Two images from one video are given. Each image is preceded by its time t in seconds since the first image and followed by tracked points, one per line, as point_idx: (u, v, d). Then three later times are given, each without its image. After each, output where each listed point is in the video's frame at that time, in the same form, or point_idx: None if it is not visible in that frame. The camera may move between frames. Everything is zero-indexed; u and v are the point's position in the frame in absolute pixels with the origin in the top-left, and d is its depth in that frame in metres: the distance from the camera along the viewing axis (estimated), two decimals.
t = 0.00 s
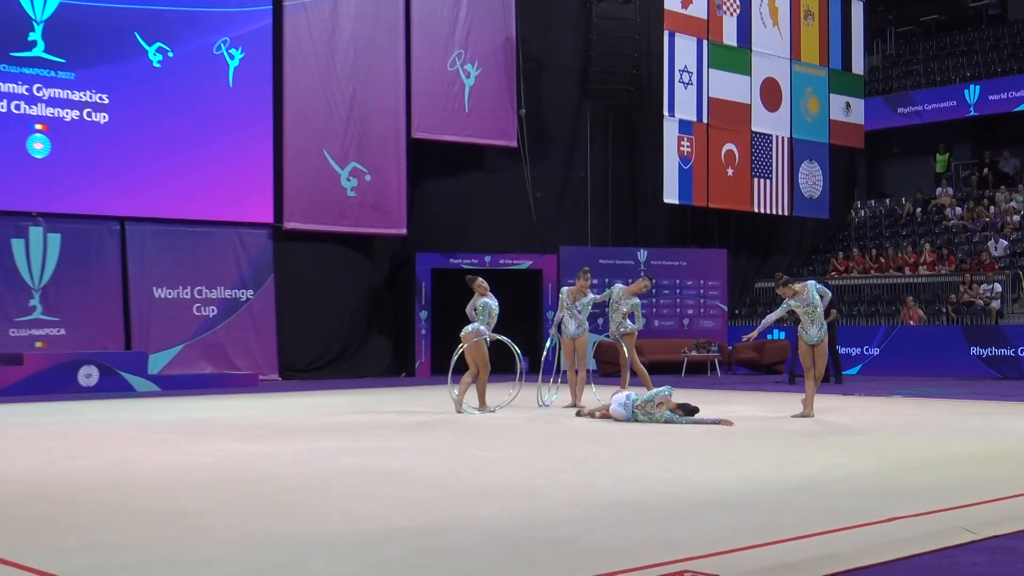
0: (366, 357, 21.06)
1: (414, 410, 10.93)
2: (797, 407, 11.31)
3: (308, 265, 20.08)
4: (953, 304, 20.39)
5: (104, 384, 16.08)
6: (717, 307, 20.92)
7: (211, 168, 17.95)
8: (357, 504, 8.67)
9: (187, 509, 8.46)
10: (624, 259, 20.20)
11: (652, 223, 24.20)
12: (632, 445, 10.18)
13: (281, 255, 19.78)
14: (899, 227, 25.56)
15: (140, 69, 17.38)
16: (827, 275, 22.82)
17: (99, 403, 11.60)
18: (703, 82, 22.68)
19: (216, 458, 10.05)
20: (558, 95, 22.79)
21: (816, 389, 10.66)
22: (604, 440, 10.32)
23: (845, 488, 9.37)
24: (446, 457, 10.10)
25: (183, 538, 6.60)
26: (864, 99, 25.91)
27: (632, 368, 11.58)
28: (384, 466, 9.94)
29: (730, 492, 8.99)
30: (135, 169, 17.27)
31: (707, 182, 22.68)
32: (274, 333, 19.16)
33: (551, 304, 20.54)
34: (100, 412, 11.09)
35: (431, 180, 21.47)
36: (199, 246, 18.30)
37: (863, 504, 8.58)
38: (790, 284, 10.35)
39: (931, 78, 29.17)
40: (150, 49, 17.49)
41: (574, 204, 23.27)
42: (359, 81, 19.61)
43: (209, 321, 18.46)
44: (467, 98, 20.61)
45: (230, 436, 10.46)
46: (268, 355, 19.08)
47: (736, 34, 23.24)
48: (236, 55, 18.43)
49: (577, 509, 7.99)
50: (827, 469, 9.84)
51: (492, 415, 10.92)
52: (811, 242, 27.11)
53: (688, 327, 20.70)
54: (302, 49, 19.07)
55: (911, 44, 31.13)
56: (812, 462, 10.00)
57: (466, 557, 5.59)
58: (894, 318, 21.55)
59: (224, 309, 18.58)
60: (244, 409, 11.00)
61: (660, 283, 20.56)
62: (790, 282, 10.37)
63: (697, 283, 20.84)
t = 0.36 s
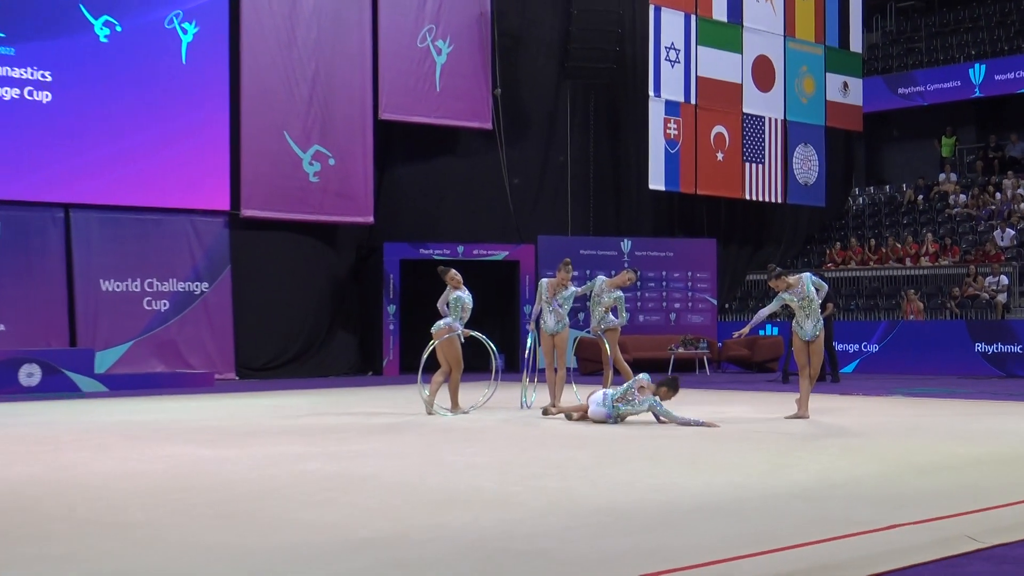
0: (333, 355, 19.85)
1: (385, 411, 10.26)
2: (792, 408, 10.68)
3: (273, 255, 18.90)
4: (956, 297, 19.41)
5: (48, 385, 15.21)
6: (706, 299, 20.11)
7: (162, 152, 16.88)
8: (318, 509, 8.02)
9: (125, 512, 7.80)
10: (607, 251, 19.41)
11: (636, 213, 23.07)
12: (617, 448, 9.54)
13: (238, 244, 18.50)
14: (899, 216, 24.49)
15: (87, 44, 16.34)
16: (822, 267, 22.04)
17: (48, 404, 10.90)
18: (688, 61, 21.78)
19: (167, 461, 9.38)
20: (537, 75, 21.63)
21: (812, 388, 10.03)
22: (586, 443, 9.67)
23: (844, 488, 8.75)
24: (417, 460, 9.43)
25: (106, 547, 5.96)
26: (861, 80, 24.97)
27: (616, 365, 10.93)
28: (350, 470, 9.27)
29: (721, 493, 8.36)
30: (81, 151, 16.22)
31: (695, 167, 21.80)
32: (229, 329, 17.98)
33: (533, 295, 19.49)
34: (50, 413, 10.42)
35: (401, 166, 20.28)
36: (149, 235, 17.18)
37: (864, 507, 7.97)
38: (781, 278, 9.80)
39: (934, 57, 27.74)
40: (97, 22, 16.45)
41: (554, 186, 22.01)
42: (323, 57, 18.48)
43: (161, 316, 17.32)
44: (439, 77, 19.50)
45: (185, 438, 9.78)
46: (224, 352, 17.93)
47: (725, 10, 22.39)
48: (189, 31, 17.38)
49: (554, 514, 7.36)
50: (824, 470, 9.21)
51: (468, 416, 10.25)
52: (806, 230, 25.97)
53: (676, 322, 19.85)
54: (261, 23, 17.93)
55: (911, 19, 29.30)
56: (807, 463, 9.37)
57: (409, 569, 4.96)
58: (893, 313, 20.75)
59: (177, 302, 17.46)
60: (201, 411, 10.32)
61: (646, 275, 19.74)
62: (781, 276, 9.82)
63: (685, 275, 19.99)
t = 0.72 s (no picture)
0: (303, 358, 18.41)
1: (362, 417, 9.61)
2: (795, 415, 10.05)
3: (240, 247, 17.53)
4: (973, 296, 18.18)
5: None
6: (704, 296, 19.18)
7: (118, 140, 15.76)
8: (284, 516, 7.38)
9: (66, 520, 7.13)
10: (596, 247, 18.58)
11: (631, 206, 21.65)
12: (609, 457, 8.89)
13: (203, 239, 17.17)
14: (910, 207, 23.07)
15: (40, 25, 15.29)
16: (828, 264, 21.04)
17: (4, 411, 10.21)
18: (687, 44, 20.67)
19: (123, 469, 8.70)
20: (521, 57, 20.24)
21: (818, 395, 9.45)
22: (577, 450, 9.03)
23: (852, 492, 8.13)
24: (394, 468, 8.79)
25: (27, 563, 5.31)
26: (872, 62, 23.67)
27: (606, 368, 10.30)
28: (322, 477, 8.63)
29: (721, 501, 7.73)
30: (32, 138, 15.17)
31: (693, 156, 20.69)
32: (193, 330, 16.73)
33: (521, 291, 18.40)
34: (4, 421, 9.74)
35: (375, 152, 18.88)
36: (105, 229, 16.03)
37: (875, 513, 7.34)
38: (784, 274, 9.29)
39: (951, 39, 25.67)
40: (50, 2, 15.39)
41: (540, 176, 20.63)
42: (293, 38, 17.34)
43: (119, 317, 16.10)
44: (417, 59, 18.34)
45: (144, 446, 9.10)
46: (186, 355, 16.68)
47: None
48: (150, 10, 16.24)
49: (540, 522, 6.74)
50: (832, 474, 8.59)
51: (451, 423, 9.61)
52: (812, 226, 24.64)
53: (672, 323, 18.90)
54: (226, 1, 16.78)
55: None
56: (813, 467, 8.75)
57: None
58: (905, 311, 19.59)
59: (136, 302, 16.25)
60: (165, 419, 9.63)
61: (640, 272, 18.82)
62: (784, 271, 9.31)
63: (681, 272, 19.08)
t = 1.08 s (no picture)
0: (277, 363, 17.67)
1: (341, 425, 8.99)
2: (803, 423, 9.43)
3: (206, 249, 16.80)
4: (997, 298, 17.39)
5: None
6: (704, 296, 18.22)
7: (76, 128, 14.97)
8: (250, 530, 6.76)
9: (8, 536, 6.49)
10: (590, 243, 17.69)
11: (627, 201, 20.78)
12: (605, 469, 8.25)
13: (167, 232, 16.50)
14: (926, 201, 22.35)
15: None
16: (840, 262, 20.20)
17: None
18: (688, 27, 19.63)
19: (79, 480, 8.05)
20: (511, 47, 19.51)
21: (828, 404, 8.85)
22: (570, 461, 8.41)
23: (868, 503, 7.52)
24: (373, 480, 8.17)
25: None
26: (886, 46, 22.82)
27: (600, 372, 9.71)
28: (295, 490, 8.00)
29: (725, 514, 7.12)
30: None
31: (694, 145, 19.63)
32: (156, 333, 15.94)
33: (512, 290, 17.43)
34: None
35: (352, 145, 18.11)
36: (63, 225, 15.28)
37: (894, 525, 6.73)
38: (791, 272, 8.83)
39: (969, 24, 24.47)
40: None
41: (531, 168, 19.76)
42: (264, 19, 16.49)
43: (78, 318, 15.34)
44: (399, 43, 17.45)
45: (104, 457, 8.45)
46: (149, 360, 15.88)
47: None
48: None
49: (527, 537, 6.13)
50: (844, 485, 7.98)
51: (436, 433, 8.99)
52: (822, 222, 23.77)
53: (671, 326, 17.93)
54: None
55: None
56: (824, 479, 8.13)
57: None
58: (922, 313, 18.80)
59: (96, 302, 15.49)
60: (127, 429, 8.98)
61: (637, 271, 17.88)
62: (791, 268, 8.85)
63: (682, 272, 18.13)
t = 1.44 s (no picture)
0: (251, 366, 16.81)
1: (322, 435, 8.42)
2: (815, 434, 8.88)
3: (176, 247, 16.05)
4: None
5: None
6: (709, 296, 17.41)
7: (33, 117, 14.35)
8: (212, 546, 6.17)
9: None
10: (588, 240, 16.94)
11: (627, 193, 19.70)
12: (604, 482, 7.67)
13: (133, 229, 15.75)
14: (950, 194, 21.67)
15: None
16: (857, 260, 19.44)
17: None
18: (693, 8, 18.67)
19: (33, 493, 7.46)
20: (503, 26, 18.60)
21: (842, 412, 8.31)
22: (567, 472, 7.85)
23: (891, 516, 6.97)
24: (354, 494, 7.60)
25: None
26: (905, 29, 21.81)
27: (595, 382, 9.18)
28: (271, 505, 7.44)
29: (737, 528, 6.56)
30: None
31: (698, 137, 18.65)
32: (122, 336, 15.28)
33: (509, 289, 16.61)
34: None
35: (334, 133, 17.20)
36: (20, 221, 14.69)
37: (923, 541, 6.19)
38: (804, 271, 8.26)
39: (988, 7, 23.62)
40: None
41: (524, 157, 18.77)
42: None
43: (36, 320, 14.73)
44: (381, 24, 16.62)
45: (63, 470, 7.86)
46: (113, 365, 15.25)
47: None
48: None
49: (519, 552, 5.56)
50: (863, 497, 7.42)
51: (424, 443, 8.42)
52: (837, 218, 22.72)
53: (675, 329, 17.12)
54: None
55: None
56: (841, 491, 7.57)
57: None
58: (946, 315, 18.33)
59: (56, 302, 14.86)
60: (90, 441, 8.39)
61: (638, 269, 17.05)
62: (804, 268, 8.27)
63: (686, 271, 17.38)
